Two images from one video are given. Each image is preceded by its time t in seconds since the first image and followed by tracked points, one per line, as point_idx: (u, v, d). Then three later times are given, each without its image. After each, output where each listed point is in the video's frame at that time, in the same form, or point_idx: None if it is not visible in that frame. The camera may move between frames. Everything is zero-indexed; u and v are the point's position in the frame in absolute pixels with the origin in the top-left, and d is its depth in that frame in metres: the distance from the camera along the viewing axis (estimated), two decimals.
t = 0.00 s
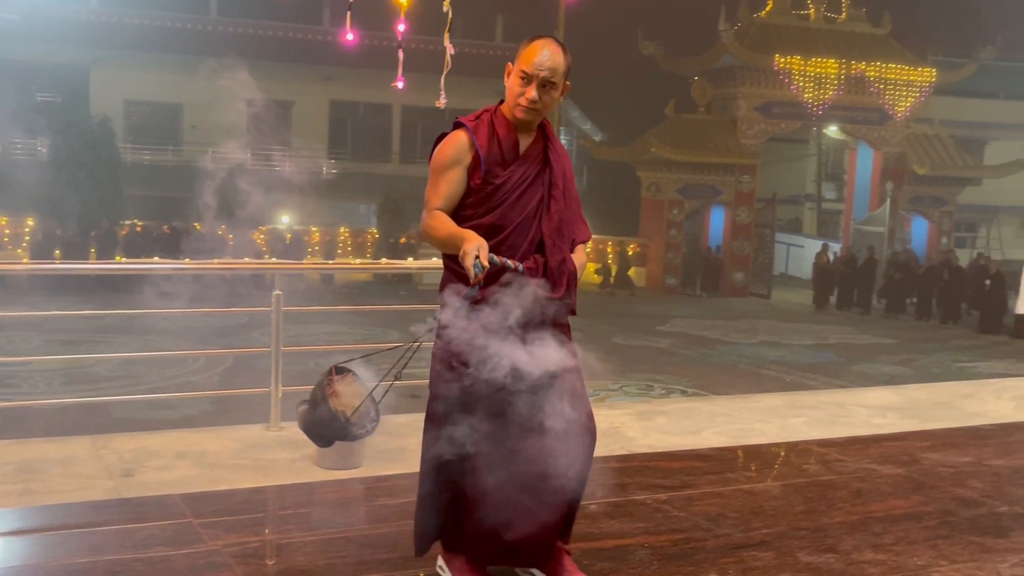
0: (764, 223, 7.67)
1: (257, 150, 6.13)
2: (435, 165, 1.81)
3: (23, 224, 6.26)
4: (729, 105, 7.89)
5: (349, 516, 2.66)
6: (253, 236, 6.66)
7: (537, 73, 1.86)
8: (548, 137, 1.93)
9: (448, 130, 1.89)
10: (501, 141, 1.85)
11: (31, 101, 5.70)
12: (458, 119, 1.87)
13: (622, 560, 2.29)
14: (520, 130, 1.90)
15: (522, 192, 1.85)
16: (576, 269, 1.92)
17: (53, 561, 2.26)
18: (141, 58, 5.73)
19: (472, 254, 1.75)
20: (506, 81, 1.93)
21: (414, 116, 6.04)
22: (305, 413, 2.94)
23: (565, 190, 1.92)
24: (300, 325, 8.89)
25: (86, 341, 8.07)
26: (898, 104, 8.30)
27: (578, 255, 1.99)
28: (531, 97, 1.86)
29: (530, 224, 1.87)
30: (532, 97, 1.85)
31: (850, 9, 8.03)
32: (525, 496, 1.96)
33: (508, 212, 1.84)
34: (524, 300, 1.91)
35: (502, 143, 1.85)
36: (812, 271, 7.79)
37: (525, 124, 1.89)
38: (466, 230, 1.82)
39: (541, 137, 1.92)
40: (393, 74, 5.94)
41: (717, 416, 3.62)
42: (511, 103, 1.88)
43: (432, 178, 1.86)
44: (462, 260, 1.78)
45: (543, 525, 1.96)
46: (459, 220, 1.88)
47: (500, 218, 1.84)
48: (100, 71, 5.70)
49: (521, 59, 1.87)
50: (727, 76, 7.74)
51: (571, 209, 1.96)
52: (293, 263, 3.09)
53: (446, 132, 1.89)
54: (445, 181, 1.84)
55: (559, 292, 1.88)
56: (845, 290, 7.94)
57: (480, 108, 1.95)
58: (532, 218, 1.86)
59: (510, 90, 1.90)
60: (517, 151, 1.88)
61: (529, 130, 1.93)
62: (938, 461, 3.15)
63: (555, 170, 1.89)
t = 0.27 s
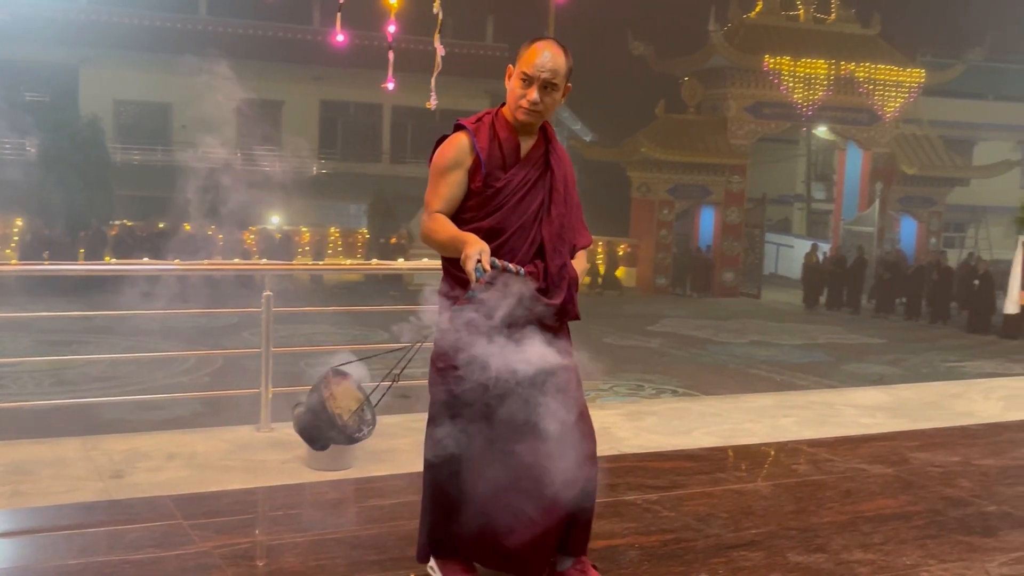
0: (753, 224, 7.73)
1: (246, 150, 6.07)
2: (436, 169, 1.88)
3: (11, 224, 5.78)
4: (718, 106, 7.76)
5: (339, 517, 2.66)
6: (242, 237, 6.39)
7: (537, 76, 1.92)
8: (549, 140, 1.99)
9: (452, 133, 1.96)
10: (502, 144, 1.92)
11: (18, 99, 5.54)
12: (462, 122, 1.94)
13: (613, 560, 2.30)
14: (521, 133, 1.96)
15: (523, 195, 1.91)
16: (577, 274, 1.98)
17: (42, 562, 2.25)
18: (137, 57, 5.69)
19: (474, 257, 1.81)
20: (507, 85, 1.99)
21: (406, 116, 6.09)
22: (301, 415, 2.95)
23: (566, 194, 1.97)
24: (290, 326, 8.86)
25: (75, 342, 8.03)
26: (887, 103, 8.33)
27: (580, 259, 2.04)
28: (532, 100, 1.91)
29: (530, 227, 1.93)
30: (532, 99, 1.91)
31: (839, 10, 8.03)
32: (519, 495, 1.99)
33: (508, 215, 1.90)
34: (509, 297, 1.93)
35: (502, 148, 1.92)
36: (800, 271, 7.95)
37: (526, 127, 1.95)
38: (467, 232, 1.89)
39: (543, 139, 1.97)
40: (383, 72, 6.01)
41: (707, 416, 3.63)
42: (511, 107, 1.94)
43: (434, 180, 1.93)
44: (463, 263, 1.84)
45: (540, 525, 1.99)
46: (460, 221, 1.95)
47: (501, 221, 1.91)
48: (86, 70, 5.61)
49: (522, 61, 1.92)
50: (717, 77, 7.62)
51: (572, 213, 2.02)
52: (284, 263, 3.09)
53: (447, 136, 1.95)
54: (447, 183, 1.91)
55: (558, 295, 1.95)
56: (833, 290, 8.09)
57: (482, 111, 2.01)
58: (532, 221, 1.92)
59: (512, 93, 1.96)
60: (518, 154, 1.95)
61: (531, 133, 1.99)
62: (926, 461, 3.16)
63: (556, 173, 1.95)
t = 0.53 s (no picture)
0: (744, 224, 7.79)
1: (233, 149, 6.14)
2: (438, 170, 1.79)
3: None
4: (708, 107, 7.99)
5: (328, 518, 2.65)
6: (230, 236, 6.75)
7: (539, 77, 1.84)
8: (551, 144, 1.91)
9: (450, 137, 1.88)
10: (503, 147, 1.84)
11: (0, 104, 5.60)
12: (461, 124, 1.86)
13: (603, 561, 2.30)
14: (523, 136, 1.88)
15: (524, 199, 1.84)
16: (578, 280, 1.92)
17: (29, 565, 2.24)
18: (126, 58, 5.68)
19: (479, 260, 1.73)
20: (508, 87, 1.92)
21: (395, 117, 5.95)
22: (302, 423, 2.97)
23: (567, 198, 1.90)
24: (280, 326, 8.87)
25: (62, 344, 8.01)
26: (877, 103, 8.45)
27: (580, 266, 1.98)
28: (534, 102, 1.84)
29: (531, 232, 1.86)
30: (534, 102, 1.83)
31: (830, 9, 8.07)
32: (507, 501, 1.94)
33: (508, 219, 1.83)
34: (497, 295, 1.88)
35: (503, 150, 1.84)
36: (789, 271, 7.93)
37: (527, 131, 1.87)
38: (468, 236, 1.81)
39: (545, 143, 1.89)
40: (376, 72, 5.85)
41: (697, 417, 3.63)
42: (512, 108, 1.87)
43: (432, 183, 1.85)
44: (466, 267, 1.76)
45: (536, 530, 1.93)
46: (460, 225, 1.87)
47: (501, 226, 1.83)
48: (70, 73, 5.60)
49: (523, 63, 1.84)
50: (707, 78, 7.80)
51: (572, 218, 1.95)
52: (273, 264, 3.06)
53: (447, 138, 1.87)
54: (445, 187, 1.82)
55: (558, 301, 1.88)
56: (823, 290, 8.04)
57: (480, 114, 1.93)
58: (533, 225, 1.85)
59: (513, 95, 1.88)
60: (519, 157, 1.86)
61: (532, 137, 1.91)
62: (915, 461, 3.17)
63: (558, 177, 1.87)
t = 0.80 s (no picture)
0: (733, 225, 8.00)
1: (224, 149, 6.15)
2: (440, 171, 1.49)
3: None
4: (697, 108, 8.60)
5: (317, 520, 2.65)
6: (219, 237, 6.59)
7: (540, 79, 1.55)
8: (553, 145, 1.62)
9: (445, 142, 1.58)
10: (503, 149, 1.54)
11: None
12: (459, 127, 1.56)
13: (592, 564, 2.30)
14: (526, 141, 1.58)
15: (527, 202, 1.54)
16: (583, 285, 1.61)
17: (18, 567, 2.23)
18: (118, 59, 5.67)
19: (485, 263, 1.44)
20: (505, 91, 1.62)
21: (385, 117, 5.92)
22: (307, 436, 2.96)
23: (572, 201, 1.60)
24: (271, 325, 8.91)
25: (54, 342, 8.03)
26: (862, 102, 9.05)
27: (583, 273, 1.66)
28: (536, 103, 1.54)
29: (535, 236, 1.55)
30: (537, 103, 1.53)
31: (817, 13, 8.75)
32: (490, 502, 1.64)
33: (512, 223, 1.52)
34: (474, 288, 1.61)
35: (505, 153, 1.54)
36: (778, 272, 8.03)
37: (530, 134, 1.57)
38: (473, 238, 1.50)
39: (548, 146, 1.59)
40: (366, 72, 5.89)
41: (687, 417, 3.63)
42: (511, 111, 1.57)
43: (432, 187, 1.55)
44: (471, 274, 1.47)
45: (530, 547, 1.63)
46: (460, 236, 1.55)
47: (503, 231, 1.53)
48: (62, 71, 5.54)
49: (524, 64, 1.55)
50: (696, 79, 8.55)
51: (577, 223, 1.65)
52: (264, 264, 3.06)
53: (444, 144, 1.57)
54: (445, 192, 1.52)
55: (566, 308, 1.57)
56: (813, 289, 8.00)
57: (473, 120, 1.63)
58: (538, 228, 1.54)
59: (514, 96, 1.58)
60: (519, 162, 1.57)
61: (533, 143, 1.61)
62: (903, 461, 3.18)
63: (564, 177, 1.58)
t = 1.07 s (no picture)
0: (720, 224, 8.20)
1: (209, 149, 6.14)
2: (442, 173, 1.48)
3: None
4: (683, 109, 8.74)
5: (303, 521, 2.64)
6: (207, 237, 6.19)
7: (544, 80, 1.54)
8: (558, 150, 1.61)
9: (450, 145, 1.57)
10: (509, 149, 1.53)
11: None
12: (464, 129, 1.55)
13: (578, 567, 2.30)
14: (532, 142, 1.58)
15: (534, 203, 1.52)
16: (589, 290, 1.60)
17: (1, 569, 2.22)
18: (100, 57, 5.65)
19: (492, 263, 1.42)
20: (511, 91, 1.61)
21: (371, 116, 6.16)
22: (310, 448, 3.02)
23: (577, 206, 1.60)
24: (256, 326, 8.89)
25: (38, 343, 7.97)
26: (850, 104, 9.26)
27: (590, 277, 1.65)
28: (541, 103, 1.53)
29: (542, 238, 1.53)
30: (542, 103, 1.53)
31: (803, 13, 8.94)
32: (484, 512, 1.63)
33: (518, 224, 1.50)
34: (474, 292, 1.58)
35: (511, 153, 1.53)
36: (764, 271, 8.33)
37: (535, 134, 1.56)
38: (480, 239, 1.48)
39: (553, 148, 1.58)
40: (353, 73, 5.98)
41: (673, 417, 3.64)
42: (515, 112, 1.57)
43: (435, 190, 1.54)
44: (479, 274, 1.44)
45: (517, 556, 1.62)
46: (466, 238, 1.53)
47: (510, 232, 1.51)
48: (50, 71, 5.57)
49: (528, 64, 1.54)
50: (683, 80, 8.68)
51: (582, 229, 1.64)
52: (250, 265, 3.05)
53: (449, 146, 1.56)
54: (449, 193, 1.51)
55: (572, 312, 1.56)
56: (798, 290, 8.31)
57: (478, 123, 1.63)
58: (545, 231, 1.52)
59: (518, 98, 1.58)
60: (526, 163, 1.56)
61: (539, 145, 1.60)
62: (888, 460, 3.20)
63: (570, 181, 1.57)
